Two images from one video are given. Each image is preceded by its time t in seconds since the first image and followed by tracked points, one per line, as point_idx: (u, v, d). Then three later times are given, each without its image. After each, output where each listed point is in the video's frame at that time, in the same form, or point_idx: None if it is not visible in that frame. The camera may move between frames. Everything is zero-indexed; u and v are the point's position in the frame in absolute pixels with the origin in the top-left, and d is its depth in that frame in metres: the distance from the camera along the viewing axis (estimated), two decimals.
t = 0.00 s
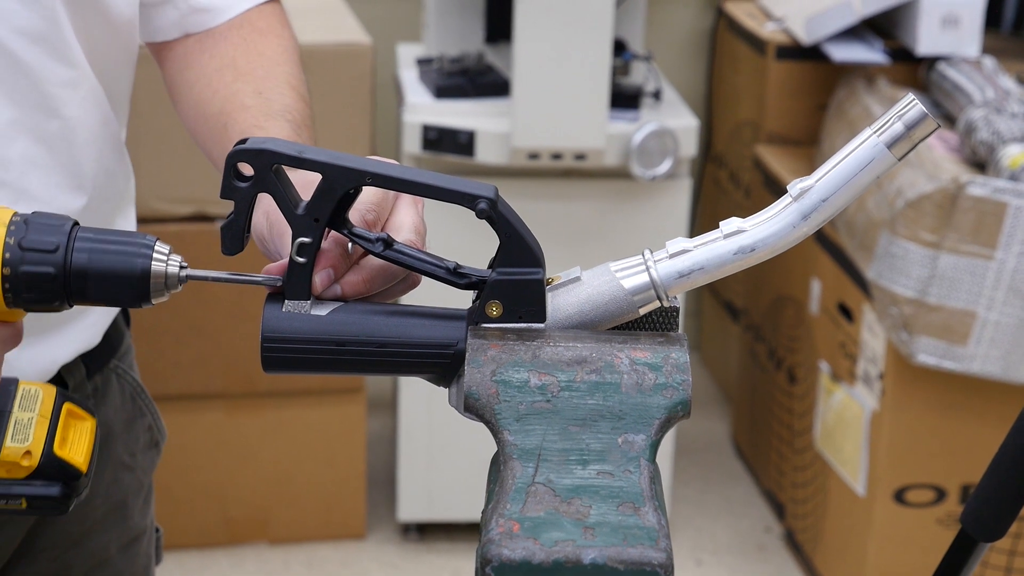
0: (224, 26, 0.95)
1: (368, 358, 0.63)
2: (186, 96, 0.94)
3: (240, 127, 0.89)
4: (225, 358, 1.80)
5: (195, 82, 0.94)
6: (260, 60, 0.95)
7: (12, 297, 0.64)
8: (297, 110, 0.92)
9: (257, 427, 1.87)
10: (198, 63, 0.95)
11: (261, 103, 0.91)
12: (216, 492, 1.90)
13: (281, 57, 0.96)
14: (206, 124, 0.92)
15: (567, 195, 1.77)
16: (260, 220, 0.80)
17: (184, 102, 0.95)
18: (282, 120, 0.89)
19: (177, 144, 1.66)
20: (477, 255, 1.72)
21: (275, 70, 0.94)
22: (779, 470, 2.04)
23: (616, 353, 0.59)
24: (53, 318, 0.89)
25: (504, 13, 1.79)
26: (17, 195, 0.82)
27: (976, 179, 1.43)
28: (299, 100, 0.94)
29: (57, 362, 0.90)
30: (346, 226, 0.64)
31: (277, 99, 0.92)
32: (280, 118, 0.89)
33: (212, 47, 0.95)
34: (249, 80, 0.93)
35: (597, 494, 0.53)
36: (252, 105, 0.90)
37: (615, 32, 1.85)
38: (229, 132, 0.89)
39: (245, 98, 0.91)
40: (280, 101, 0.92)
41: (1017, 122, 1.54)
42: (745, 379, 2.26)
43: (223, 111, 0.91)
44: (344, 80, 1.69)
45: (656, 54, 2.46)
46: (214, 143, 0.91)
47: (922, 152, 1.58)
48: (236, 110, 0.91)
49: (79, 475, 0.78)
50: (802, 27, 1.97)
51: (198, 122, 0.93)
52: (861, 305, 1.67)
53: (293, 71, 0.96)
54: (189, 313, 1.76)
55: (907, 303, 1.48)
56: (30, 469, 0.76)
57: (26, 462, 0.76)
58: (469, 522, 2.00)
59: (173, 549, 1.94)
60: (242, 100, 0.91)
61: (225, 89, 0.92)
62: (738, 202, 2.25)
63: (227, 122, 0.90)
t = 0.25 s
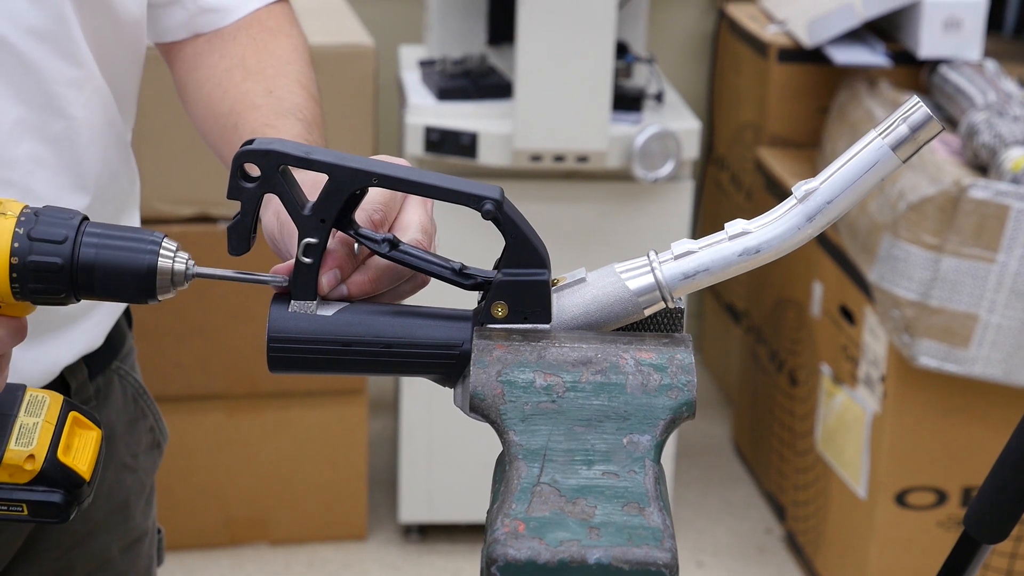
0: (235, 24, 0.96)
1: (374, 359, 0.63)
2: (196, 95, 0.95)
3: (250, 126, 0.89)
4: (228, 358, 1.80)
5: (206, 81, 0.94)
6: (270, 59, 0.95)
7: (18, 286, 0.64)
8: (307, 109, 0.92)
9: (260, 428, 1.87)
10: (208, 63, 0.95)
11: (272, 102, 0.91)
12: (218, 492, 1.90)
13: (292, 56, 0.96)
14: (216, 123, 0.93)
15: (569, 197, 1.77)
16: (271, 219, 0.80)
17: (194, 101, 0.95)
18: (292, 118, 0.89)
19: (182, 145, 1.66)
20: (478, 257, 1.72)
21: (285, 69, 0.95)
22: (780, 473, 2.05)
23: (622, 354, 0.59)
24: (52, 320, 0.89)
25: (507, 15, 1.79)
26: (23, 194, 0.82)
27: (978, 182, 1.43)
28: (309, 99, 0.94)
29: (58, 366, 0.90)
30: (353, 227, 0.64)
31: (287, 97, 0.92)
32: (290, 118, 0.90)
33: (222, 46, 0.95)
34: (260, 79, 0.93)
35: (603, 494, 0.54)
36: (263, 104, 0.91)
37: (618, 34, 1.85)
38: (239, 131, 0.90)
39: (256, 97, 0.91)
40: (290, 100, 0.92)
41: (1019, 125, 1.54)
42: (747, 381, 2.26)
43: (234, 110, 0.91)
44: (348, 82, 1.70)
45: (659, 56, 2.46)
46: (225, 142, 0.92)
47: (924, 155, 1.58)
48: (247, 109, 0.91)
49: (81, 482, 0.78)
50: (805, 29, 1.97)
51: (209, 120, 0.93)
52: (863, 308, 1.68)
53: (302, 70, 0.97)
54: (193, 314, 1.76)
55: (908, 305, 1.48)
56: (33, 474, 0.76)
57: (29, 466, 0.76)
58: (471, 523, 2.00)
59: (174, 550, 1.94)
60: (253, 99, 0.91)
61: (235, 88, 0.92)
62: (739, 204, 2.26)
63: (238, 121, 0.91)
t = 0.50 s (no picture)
0: (239, 25, 0.96)
1: (378, 357, 0.63)
2: (200, 96, 0.95)
3: (254, 127, 0.89)
4: (230, 358, 1.80)
5: (209, 82, 0.95)
6: (274, 60, 0.95)
7: (20, 288, 0.64)
8: (311, 110, 0.92)
9: (261, 428, 1.87)
10: (211, 64, 0.95)
11: (276, 103, 0.91)
12: (220, 492, 1.90)
13: (296, 57, 0.97)
14: (220, 125, 0.93)
15: (571, 196, 1.77)
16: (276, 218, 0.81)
17: (197, 102, 0.95)
18: (297, 119, 0.90)
19: (184, 145, 1.66)
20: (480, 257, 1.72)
21: (289, 70, 0.95)
22: (782, 473, 2.05)
23: (626, 352, 0.59)
24: (55, 319, 0.89)
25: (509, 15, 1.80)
26: (27, 194, 0.82)
27: (980, 182, 1.43)
28: (313, 100, 0.94)
29: (60, 365, 0.90)
30: (357, 226, 0.64)
31: (291, 98, 0.92)
32: (294, 118, 0.90)
33: (226, 48, 0.95)
34: (263, 80, 0.93)
35: (607, 493, 0.54)
36: (267, 105, 0.91)
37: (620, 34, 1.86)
38: (243, 131, 0.90)
39: (260, 98, 0.91)
40: (294, 101, 0.92)
41: (1021, 126, 1.54)
42: (748, 381, 2.26)
43: (238, 111, 0.92)
44: (350, 82, 1.70)
45: (661, 57, 2.46)
46: (228, 142, 0.92)
47: (926, 155, 1.58)
48: (251, 110, 0.91)
49: (88, 480, 0.78)
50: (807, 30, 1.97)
51: (212, 121, 0.93)
52: (865, 308, 1.68)
53: (306, 71, 0.97)
54: (195, 314, 1.76)
55: (910, 305, 1.48)
56: (39, 472, 0.76)
57: (36, 464, 0.76)
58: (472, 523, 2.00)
59: (175, 550, 1.94)
60: (256, 100, 0.91)
61: (239, 89, 0.93)
62: (741, 205, 2.26)
63: (242, 122, 0.91)
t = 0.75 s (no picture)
0: (228, 29, 0.96)
1: (370, 360, 0.63)
2: (189, 100, 0.95)
3: (244, 131, 0.89)
4: (222, 361, 1.80)
5: (199, 86, 0.94)
6: (264, 64, 0.95)
7: (11, 295, 0.65)
8: (300, 114, 0.92)
9: (254, 430, 1.87)
10: (200, 68, 0.95)
11: (266, 107, 0.91)
12: (212, 494, 1.90)
13: (285, 61, 0.97)
14: (209, 129, 0.93)
15: (564, 197, 1.77)
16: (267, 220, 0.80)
17: (187, 106, 0.95)
18: (287, 123, 0.90)
19: (175, 148, 1.66)
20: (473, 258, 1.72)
21: (279, 74, 0.95)
22: (775, 473, 2.05)
23: (617, 354, 0.59)
24: (42, 322, 0.89)
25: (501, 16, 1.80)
26: (16, 198, 0.82)
27: (971, 183, 1.43)
28: (303, 104, 0.94)
29: (48, 367, 0.90)
30: (349, 228, 0.64)
31: (281, 102, 0.92)
32: (284, 122, 0.90)
33: (215, 52, 0.95)
34: (253, 83, 0.93)
35: (599, 494, 0.54)
36: (257, 109, 0.91)
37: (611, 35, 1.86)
38: (233, 135, 0.90)
39: (249, 102, 0.91)
40: (284, 105, 0.92)
41: (1012, 126, 1.55)
42: (741, 382, 2.26)
43: (228, 115, 0.91)
44: (341, 84, 1.70)
45: (652, 58, 2.46)
46: (218, 147, 0.92)
47: (918, 156, 1.59)
48: (241, 114, 0.91)
49: (78, 483, 0.78)
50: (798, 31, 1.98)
51: (202, 126, 0.93)
52: (858, 309, 1.68)
53: (295, 75, 0.97)
54: (187, 316, 1.76)
55: (903, 305, 1.49)
56: (29, 476, 0.76)
57: (26, 468, 0.75)
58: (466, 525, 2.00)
59: (168, 553, 1.93)
60: (246, 104, 0.91)
61: (228, 93, 0.92)
62: (734, 205, 2.26)
63: (232, 126, 0.91)
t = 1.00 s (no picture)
0: (222, 33, 0.96)
1: (365, 361, 0.63)
2: (182, 104, 0.94)
3: (238, 134, 0.89)
4: (217, 363, 1.80)
5: (192, 90, 0.94)
6: (258, 68, 0.95)
7: None
8: (294, 117, 0.92)
9: (249, 432, 1.87)
10: (194, 72, 0.95)
11: (260, 110, 0.91)
12: (206, 496, 1.90)
13: (279, 65, 0.97)
14: (203, 132, 0.93)
15: (559, 199, 1.77)
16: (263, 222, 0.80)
17: (180, 109, 0.95)
18: (282, 126, 0.90)
19: (169, 150, 1.65)
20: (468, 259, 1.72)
21: (272, 77, 0.95)
22: (770, 475, 2.05)
23: (612, 355, 0.59)
24: (28, 323, 0.87)
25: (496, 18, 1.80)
26: None
27: (966, 185, 1.44)
28: (296, 108, 0.94)
29: (37, 369, 0.88)
30: (344, 229, 0.64)
31: (275, 105, 0.92)
32: (279, 125, 0.90)
33: (208, 56, 0.95)
34: (247, 87, 0.93)
35: (594, 495, 0.54)
36: (251, 113, 0.91)
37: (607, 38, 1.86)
38: (228, 138, 0.90)
39: (244, 105, 0.91)
40: (278, 108, 0.92)
41: (1007, 129, 1.55)
42: (735, 384, 2.26)
43: (222, 118, 0.91)
44: (336, 85, 1.70)
45: (647, 60, 2.46)
46: (212, 150, 0.91)
47: (912, 158, 1.59)
48: (235, 117, 0.91)
49: (30, 484, 0.71)
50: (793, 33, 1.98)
51: (196, 130, 0.93)
52: (852, 311, 1.68)
53: (288, 78, 0.97)
54: (181, 318, 1.76)
55: (897, 308, 1.49)
56: None
57: None
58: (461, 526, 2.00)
59: (162, 555, 1.93)
60: (240, 107, 0.91)
61: (222, 96, 0.92)
62: (728, 208, 2.26)
63: (226, 129, 0.91)
